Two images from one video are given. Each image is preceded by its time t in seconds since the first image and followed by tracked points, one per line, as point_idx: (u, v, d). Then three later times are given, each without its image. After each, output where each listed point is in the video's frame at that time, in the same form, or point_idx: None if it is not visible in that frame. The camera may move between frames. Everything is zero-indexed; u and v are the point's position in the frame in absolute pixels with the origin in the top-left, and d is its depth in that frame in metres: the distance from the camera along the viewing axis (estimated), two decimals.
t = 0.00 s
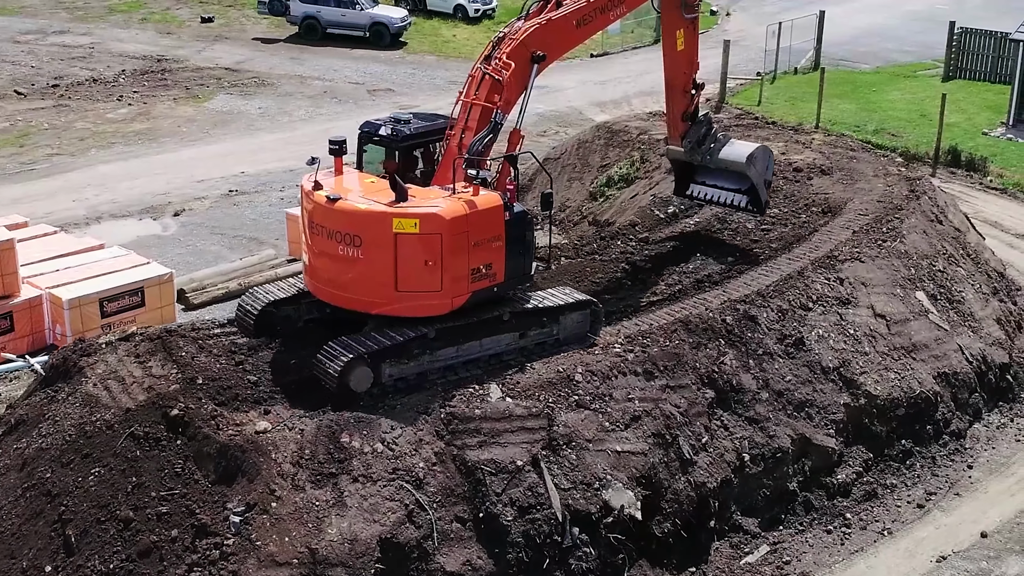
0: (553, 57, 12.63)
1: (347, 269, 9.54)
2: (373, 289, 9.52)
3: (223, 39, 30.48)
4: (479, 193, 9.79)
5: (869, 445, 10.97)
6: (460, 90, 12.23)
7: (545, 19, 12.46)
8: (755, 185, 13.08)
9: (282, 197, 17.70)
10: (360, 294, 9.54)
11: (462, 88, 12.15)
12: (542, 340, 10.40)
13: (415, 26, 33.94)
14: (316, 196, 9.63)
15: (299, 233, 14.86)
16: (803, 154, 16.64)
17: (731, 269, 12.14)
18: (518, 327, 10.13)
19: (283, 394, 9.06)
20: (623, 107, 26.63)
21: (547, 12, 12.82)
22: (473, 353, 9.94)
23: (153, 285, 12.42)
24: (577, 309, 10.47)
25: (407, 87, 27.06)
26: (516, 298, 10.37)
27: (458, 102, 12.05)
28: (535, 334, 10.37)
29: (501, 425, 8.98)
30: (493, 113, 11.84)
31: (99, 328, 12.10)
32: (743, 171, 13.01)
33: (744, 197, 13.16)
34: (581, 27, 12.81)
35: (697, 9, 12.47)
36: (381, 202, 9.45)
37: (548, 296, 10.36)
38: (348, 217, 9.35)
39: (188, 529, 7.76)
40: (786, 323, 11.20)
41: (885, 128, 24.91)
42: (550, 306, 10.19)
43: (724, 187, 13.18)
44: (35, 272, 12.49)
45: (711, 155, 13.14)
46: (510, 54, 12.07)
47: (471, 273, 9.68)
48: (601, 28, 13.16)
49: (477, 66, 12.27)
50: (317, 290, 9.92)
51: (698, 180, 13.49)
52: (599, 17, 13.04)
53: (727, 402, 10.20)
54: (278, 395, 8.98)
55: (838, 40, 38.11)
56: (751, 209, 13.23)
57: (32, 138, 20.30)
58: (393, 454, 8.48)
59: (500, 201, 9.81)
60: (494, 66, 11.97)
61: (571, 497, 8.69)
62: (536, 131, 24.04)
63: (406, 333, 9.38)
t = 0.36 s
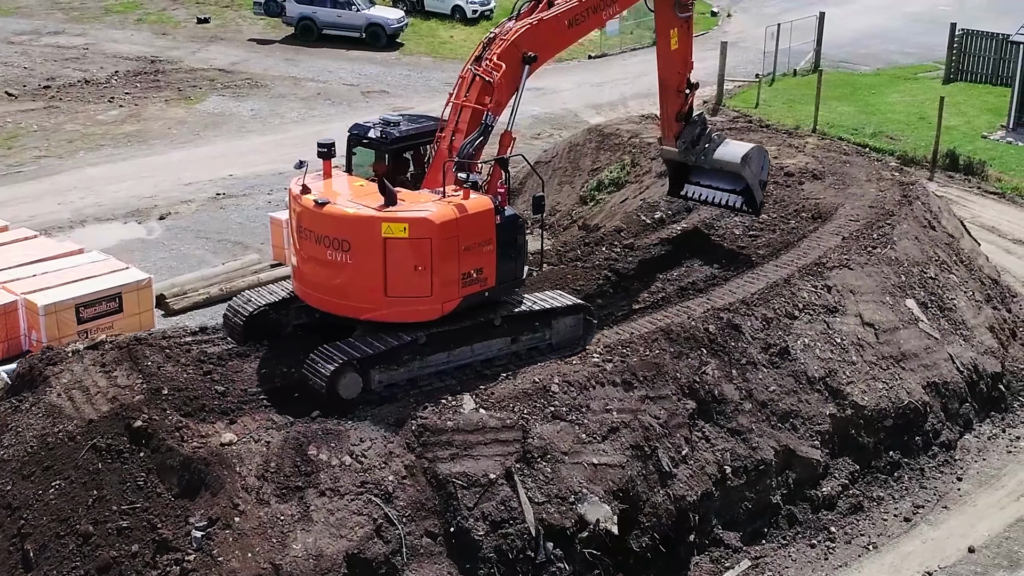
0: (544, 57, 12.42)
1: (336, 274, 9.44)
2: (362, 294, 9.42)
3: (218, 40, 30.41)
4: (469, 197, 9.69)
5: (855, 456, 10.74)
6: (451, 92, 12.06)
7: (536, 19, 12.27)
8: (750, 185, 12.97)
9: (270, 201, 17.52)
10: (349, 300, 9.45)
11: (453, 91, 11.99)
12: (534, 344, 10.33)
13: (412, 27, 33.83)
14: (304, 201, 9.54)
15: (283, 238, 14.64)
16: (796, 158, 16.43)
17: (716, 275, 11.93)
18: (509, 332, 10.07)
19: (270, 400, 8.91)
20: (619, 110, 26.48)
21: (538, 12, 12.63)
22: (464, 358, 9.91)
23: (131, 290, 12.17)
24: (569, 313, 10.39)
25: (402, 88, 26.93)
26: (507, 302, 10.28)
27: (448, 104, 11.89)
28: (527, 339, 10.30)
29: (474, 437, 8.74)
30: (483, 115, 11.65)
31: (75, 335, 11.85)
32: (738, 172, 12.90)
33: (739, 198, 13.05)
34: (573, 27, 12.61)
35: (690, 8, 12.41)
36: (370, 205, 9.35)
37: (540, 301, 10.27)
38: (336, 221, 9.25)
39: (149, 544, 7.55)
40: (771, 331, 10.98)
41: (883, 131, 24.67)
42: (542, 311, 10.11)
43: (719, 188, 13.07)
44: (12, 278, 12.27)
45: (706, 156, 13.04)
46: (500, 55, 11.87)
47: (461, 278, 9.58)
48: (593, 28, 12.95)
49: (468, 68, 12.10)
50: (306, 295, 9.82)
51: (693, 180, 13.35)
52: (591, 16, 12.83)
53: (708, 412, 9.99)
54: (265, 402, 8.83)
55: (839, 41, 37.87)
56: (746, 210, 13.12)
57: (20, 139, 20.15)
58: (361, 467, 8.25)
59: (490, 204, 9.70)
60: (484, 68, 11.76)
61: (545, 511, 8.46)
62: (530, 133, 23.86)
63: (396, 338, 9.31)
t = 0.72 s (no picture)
0: (538, 58, 12.20)
1: (328, 278, 9.29)
2: (353, 300, 9.27)
3: (216, 41, 30.33)
4: (463, 200, 9.53)
5: (844, 468, 10.53)
6: (444, 92, 11.80)
7: (530, 19, 12.04)
8: (747, 186, 12.84)
9: (260, 203, 17.37)
10: (341, 305, 9.30)
11: (446, 91, 11.73)
12: (528, 349, 10.25)
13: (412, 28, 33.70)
14: (296, 204, 9.39)
15: (270, 243, 14.45)
16: (791, 162, 16.22)
17: (705, 283, 11.72)
18: (503, 338, 9.98)
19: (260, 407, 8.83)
20: (618, 112, 26.29)
21: (533, 12, 12.39)
22: (458, 364, 9.83)
23: (112, 296, 12.02)
24: (564, 318, 10.31)
25: (400, 90, 26.79)
26: (502, 306, 10.20)
27: (442, 105, 11.65)
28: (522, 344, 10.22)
29: (449, 450, 8.50)
30: (477, 117, 11.43)
31: (54, 340, 11.66)
32: (736, 173, 12.77)
33: (737, 199, 12.92)
34: (569, 27, 12.43)
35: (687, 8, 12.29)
36: (362, 209, 9.20)
37: (535, 306, 10.20)
38: (328, 225, 9.10)
39: (111, 558, 7.30)
40: (758, 341, 10.77)
41: (885, 134, 24.42)
42: (536, 316, 10.03)
43: (717, 190, 12.95)
44: None
45: (704, 156, 12.94)
46: (494, 55, 11.64)
47: (456, 283, 9.44)
48: (588, 28, 12.76)
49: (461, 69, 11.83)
50: (298, 300, 9.68)
51: (691, 181, 13.23)
52: (586, 16, 12.62)
53: (692, 424, 9.78)
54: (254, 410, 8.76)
55: (843, 43, 37.60)
56: (744, 211, 12.99)
57: (11, 139, 20.00)
58: (331, 480, 8.01)
59: (484, 208, 9.56)
60: (478, 68, 11.51)
61: (521, 525, 8.20)
62: (527, 136, 23.68)
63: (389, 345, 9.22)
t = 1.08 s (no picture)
0: (538, 58, 11.98)
1: (324, 282, 9.21)
2: (351, 304, 9.20)
3: (219, 41, 30.25)
4: (462, 203, 9.47)
5: (836, 481, 10.29)
6: (443, 93, 11.54)
7: (530, 19, 11.81)
8: (749, 188, 12.74)
9: (255, 206, 17.24)
10: (338, 309, 9.23)
11: (445, 93, 11.48)
12: (529, 354, 10.17)
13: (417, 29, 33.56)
14: (292, 207, 9.30)
15: (260, 246, 14.24)
16: (790, 166, 15.98)
17: (696, 290, 11.50)
18: (503, 342, 9.92)
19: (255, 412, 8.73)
20: (621, 114, 26.08)
21: (532, 12, 12.16)
22: (456, 369, 9.76)
23: (96, 300, 11.77)
24: (564, 323, 10.23)
25: (401, 91, 26.64)
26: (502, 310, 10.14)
27: (440, 108, 11.40)
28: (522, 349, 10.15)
29: (426, 462, 8.28)
30: (476, 118, 11.18)
31: (38, 345, 11.48)
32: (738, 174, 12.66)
33: (740, 201, 12.83)
34: (569, 27, 12.21)
35: (688, 7, 12.10)
36: (360, 213, 9.13)
37: (535, 310, 10.12)
38: (325, 229, 9.02)
39: (76, 573, 7.12)
40: (748, 350, 10.55)
41: (890, 138, 24.13)
42: (536, 320, 9.96)
43: (719, 192, 12.87)
44: None
45: (705, 157, 12.84)
46: (493, 56, 11.38)
47: (454, 287, 9.39)
48: (588, 28, 12.54)
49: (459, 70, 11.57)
50: (294, 304, 9.60)
51: (693, 183, 13.13)
52: (587, 16, 12.40)
53: (679, 436, 9.56)
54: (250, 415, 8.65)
55: (852, 45, 37.29)
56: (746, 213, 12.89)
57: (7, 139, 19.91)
58: (304, 494, 7.79)
59: (483, 211, 9.50)
60: (477, 70, 11.25)
61: (500, 540, 7.94)
62: (528, 138, 23.48)
63: (387, 350, 9.16)
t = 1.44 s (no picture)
0: (540, 58, 11.74)
1: (322, 285, 9.10)
2: (349, 308, 9.08)
3: (222, 42, 30.14)
4: (461, 205, 9.35)
5: (827, 494, 10.06)
6: (443, 93, 11.34)
7: (531, 19, 11.57)
8: (754, 189, 12.72)
9: (248, 209, 17.09)
10: (336, 313, 9.11)
11: (444, 94, 11.30)
12: (529, 358, 10.05)
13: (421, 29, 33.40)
14: (289, 210, 9.19)
15: (251, 249, 14.08)
16: (789, 171, 15.76)
17: (687, 297, 11.28)
18: (503, 346, 9.80)
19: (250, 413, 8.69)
20: (624, 116, 25.86)
21: (534, 11, 11.94)
22: (455, 373, 9.65)
23: (79, 305, 11.62)
24: (566, 326, 10.10)
25: (402, 92, 26.49)
26: (502, 314, 10.02)
27: (440, 108, 11.23)
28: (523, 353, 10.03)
29: (401, 475, 8.06)
30: (476, 119, 10.99)
31: (19, 350, 11.34)
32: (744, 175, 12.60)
33: (745, 202, 12.86)
34: (571, 27, 11.98)
35: (692, 6, 11.95)
36: (357, 215, 9.01)
37: (536, 314, 10.00)
38: (322, 232, 8.90)
39: None
40: (738, 360, 10.33)
41: (896, 141, 23.84)
42: (537, 325, 9.86)
43: (725, 193, 12.79)
44: None
45: (709, 158, 12.71)
46: (494, 56, 11.18)
47: (454, 291, 9.27)
48: (590, 28, 12.32)
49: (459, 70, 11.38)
50: (291, 308, 9.49)
51: (697, 184, 13.02)
52: (590, 14, 12.16)
53: (664, 447, 9.34)
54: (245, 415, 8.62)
55: (860, 46, 36.96)
56: (751, 213, 12.94)
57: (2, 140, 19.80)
58: (275, 507, 7.57)
59: (483, 214, 9.38)
60: (477, 70, 11.05)
61: (477, 555, 7.73)
62: (529, 140, 23.29)
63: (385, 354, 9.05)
